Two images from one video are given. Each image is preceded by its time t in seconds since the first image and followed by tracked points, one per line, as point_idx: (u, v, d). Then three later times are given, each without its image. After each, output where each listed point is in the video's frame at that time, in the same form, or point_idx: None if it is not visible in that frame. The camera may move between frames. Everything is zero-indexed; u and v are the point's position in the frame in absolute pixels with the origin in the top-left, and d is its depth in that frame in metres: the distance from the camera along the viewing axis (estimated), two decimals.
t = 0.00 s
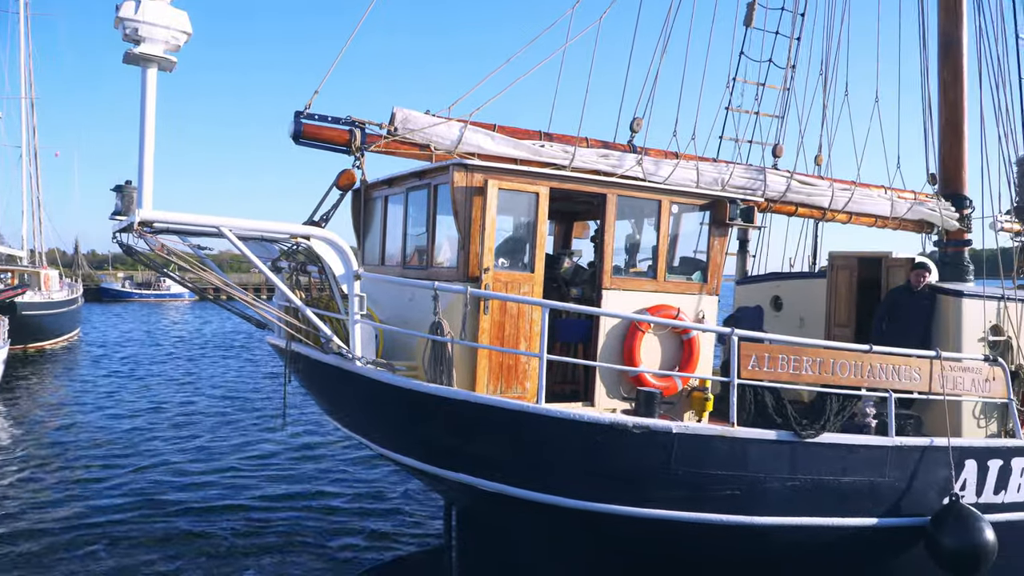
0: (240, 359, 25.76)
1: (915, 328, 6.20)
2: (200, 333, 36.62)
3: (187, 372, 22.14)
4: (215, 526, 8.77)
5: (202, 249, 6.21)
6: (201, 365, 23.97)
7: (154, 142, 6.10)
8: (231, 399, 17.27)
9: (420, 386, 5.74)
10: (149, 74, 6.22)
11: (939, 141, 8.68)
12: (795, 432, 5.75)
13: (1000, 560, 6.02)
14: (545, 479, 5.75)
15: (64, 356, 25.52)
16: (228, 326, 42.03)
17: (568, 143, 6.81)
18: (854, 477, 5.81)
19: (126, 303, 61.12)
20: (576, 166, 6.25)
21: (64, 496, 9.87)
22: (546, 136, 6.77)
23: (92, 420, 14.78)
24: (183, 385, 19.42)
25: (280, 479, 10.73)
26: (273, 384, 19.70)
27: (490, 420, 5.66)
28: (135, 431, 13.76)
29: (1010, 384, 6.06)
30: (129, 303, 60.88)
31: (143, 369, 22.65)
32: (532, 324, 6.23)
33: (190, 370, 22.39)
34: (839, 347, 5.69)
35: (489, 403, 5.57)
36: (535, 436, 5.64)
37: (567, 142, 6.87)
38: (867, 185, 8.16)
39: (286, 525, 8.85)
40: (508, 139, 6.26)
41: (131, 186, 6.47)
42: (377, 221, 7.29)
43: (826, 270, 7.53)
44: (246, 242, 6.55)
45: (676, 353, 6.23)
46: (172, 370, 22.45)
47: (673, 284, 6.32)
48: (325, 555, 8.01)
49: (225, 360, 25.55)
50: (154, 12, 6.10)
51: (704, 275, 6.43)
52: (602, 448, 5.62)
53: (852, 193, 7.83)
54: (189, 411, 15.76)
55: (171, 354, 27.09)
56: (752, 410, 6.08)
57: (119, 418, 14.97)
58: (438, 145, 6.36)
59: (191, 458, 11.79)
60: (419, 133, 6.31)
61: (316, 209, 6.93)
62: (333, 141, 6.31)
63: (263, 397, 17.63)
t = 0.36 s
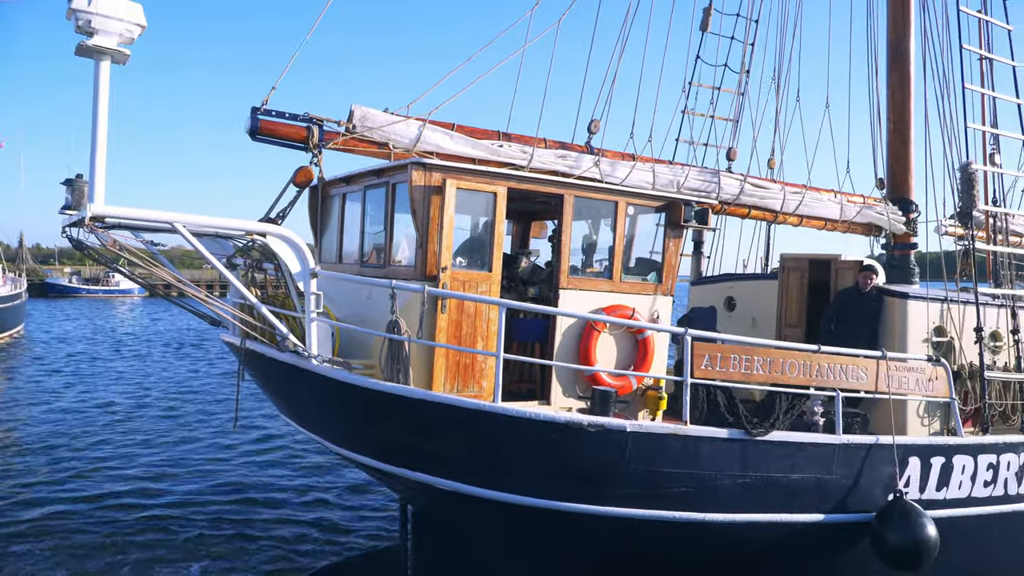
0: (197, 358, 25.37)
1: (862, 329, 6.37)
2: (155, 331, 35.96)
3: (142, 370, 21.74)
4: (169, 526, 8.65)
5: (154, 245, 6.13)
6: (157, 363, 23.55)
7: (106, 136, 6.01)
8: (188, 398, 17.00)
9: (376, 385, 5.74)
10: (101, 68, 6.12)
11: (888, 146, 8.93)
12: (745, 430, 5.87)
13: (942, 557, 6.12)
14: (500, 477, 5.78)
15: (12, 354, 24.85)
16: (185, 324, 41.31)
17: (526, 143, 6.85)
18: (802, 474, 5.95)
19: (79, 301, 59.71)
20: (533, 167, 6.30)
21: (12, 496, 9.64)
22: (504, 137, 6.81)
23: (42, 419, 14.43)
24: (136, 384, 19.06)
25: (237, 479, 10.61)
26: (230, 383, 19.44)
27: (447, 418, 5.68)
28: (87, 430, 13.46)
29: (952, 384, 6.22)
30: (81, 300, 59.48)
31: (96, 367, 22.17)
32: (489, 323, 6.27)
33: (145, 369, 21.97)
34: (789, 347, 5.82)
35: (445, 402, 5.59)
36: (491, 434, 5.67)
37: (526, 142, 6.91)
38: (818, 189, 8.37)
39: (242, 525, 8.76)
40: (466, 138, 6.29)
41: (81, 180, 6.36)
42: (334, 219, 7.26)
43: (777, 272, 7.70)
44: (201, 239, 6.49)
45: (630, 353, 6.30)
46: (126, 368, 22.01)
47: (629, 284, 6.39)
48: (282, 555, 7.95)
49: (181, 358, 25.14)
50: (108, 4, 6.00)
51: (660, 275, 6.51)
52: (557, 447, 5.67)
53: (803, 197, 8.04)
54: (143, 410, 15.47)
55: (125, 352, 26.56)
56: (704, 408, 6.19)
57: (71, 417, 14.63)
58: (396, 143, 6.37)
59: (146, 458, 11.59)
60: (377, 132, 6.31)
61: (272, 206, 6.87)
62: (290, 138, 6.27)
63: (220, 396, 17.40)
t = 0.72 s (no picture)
0: (152, 360, 24.90)
1: (811, 330, 6.52)
2: (110, 332, 35.18)
3: (94, 372, 21.26)
4: (122, 529, 8.51)
5: (105, 244, 6.04)
6: (110, 365, 23.06)
7: (54, 133, 5.90)
8: (142, 400, 16.68)
9: (332, 386, 5.72)
10: (52, 64, 5.95)
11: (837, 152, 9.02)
12: (697, 429, 5.97)
13: (887, 552, 6.28)
14: (457, 478, 5.79)
15: None
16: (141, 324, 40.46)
17: (484, 145, 6.89)
18: (753, 472, 6.07)
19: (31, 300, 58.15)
20: (490, 169, 6.34)
21: None
22: (462, 138, 6.84)
23: None
24: (88, 386, 18.64)
25: (193, 482, 10.47)
26: (186, 385, 19.12)
27: (403, 419, 5.68)
28: (36, 433, 13.14)
29: (897, 384, 6.38)
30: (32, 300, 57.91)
31: (46, 369, 21.62)
32: (445, 324, 6.29)
33: (98, 371, 21.49)
34: (740, 348, 5.94)
35: (401, 403, 5.60)
36: (447, 435, 5.69)
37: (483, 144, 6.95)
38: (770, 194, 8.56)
39: (198, 528, 8.66)
40: (423, 140, 6.30)
41: (28, 177, 6.23)
42: (290, 219, 7.22)
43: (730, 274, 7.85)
44: (152, 238, 6.41)
45: (586, 354, 6.37)
46: (78, 370, 21.49)
47: (584, 285, 6.46)
48: (238, 558, 7.88)
49: (136, 360, 24.65)
50: None
51: (615, 277, 6.58)
52: (513, 447, 5.71)
53: (755, 201, 8.16)
54: (95, 412, 15.15)
55: (78, 353, 25.94)
56: (657, 408, 6.28)
57: (19, 419, 14.28)
58: (353, 144, 6.36)
59: (99, 461, 11.37)
60: (334, 132, 6.29)
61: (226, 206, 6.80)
62: (244, 137, 6.22)
63: (176, 399, 17.10)
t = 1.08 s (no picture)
0: (100, 362, 24.28)
1: (760, 332, 6.67)
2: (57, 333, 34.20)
3: (38, 376, 20.64)
4: (69, 535, 8.32)
5: (48, 244, 5.91)
6: (55, 368, 22.42)
7: None
8: (89, 404, 16.28)
9: (283, 388, 5.68)
10: None
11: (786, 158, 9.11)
12: (648, 430, 6.06)
13: (830, 550, 6.45)
14: (410, 479, 5.78)
15: None
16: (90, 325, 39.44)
17: (439, 147, 6.91)
18: (702, 472, 6.19)
19: None
20: (446, 172, 6.36)
21: None
22: (417, 140, 6.85)
23: None
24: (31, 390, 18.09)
25: (142, 487, 10.28)
26: (135, 389, 18.70)
27: (355, 422, 5.67)
28: None
29: (841, 385, 6.57)
30: None
31: None
32: (399, 326, 6.29)
33: (41, 374, 20.87)
34: (690, 349, 6.03)
35: (354, 405, 5.58)
36: (400, 436, 5.69)
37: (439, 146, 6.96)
38: (720, 198, 8.79)
39: (147, 533, 8.52)
40: (378, 142, 6.30)
41: None
42: (242, 220, 7.15)
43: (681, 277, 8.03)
44: (98, 238, 6.29)
45: (539, 356, 6.43)
46: (21, 373, 20.84)
47: (538, 288, 6.51)
48: (188, 563, 7.77)
49: (83, 363, 24.01)
50: None
51: (569, 280, 6.65)
52: (466, 449, 5.73)
53: (706, 205, 8.43)
54: (39, 416, 14.73)
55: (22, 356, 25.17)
56: (609, 409, 6.37)
57: None
58: (306, 144, 6.31)
59: (44, 465, 11.08)
60: (287, 132, 6.24)
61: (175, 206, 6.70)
62: (195, 136, 6.14)
63: (125, 402, 16.72)
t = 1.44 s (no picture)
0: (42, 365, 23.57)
1: (702, 333, 6.81)
2: None
3: None
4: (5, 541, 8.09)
5: None
6: None
7: None
8: (28, 409, 15.80)
9: (225, 390, 5.61)
10: None
11: (730, 161, 9.33)
12: (594, 429, 6.14)
13: (769, 546, 6.62)
14: (355, 481, 5.75)
15: None
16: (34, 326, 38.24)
17: (386, 147, 6.91)
18: (646, 470, 6.29)
19: None
20: (393, 172, 6.35)
21: None
22: (364, 140, 6.83)
23: None
24: None
25: (83, 492, 10.04)
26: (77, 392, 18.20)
27: (299, 423, 5.62)
28: None
29: (780, 383, 6.75)
30: None
31: None
32: (345, 327, 6.26)
33: None
34: (635, 350, 6.12)
35: (297, 407, 5.54)
36: (344, 438, 5.66)
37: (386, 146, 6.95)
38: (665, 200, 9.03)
39: (88, 539, 8.33)
40: (324, 141, 6.27)
41: None
42: (184, 219, 7.04)
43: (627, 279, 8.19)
44: (32, 238, 6.13)
45: (486, 356, 6.46)
46: None
47: (485, 289, 6.54)
48: (131, 569, 7.63)
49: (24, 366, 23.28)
50: None
51: (516, 280, 6.70)
52: (411, 449, 5.73)
53: (651, 207, 8.60)
54: None
55: None
56: (555, 409, 6.44)
57: None
58: (250, 144, 6.24)
59: None
60: (230, 131, 6.16)
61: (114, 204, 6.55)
62: (134, 134, 6.02)
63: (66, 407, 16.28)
